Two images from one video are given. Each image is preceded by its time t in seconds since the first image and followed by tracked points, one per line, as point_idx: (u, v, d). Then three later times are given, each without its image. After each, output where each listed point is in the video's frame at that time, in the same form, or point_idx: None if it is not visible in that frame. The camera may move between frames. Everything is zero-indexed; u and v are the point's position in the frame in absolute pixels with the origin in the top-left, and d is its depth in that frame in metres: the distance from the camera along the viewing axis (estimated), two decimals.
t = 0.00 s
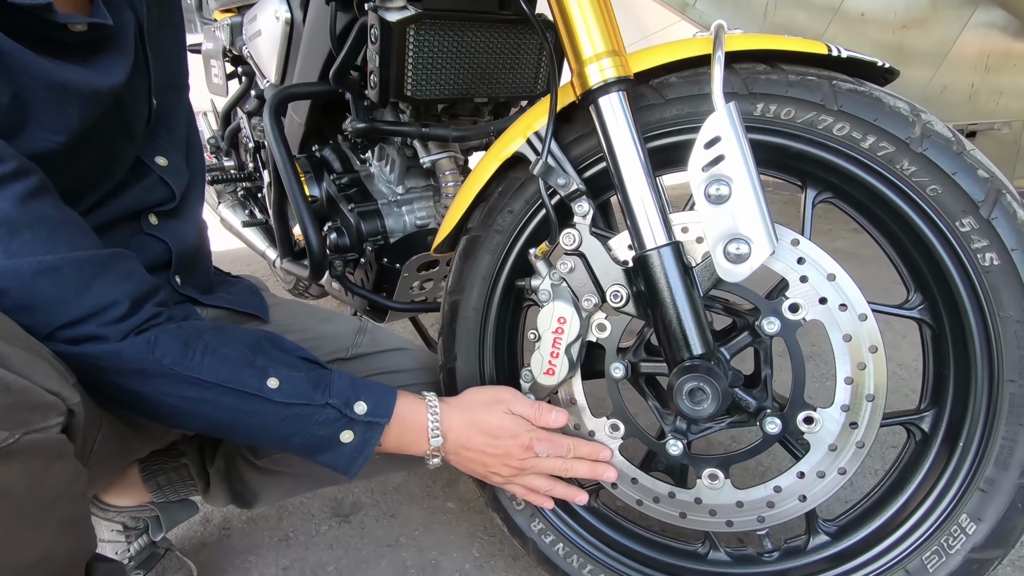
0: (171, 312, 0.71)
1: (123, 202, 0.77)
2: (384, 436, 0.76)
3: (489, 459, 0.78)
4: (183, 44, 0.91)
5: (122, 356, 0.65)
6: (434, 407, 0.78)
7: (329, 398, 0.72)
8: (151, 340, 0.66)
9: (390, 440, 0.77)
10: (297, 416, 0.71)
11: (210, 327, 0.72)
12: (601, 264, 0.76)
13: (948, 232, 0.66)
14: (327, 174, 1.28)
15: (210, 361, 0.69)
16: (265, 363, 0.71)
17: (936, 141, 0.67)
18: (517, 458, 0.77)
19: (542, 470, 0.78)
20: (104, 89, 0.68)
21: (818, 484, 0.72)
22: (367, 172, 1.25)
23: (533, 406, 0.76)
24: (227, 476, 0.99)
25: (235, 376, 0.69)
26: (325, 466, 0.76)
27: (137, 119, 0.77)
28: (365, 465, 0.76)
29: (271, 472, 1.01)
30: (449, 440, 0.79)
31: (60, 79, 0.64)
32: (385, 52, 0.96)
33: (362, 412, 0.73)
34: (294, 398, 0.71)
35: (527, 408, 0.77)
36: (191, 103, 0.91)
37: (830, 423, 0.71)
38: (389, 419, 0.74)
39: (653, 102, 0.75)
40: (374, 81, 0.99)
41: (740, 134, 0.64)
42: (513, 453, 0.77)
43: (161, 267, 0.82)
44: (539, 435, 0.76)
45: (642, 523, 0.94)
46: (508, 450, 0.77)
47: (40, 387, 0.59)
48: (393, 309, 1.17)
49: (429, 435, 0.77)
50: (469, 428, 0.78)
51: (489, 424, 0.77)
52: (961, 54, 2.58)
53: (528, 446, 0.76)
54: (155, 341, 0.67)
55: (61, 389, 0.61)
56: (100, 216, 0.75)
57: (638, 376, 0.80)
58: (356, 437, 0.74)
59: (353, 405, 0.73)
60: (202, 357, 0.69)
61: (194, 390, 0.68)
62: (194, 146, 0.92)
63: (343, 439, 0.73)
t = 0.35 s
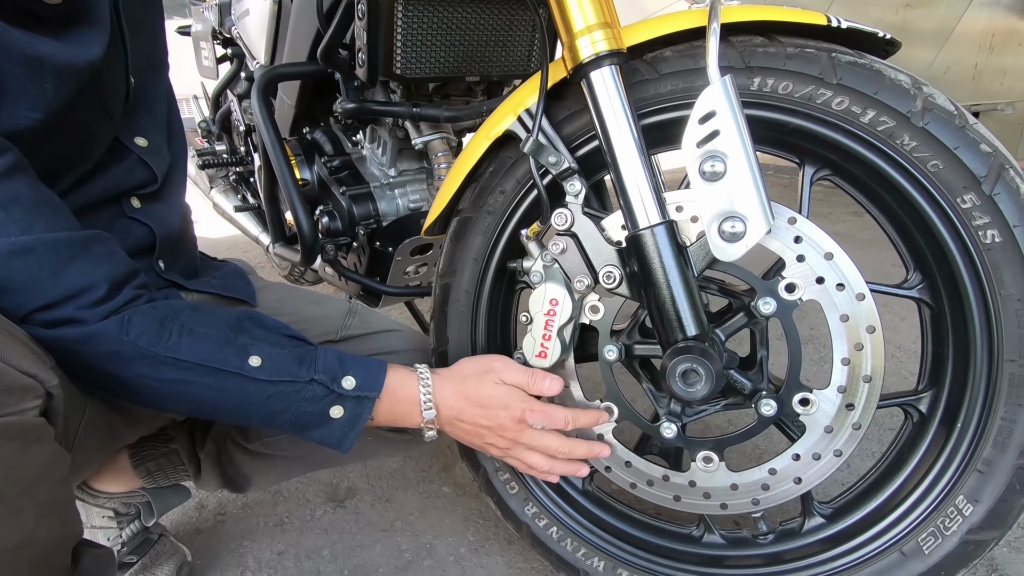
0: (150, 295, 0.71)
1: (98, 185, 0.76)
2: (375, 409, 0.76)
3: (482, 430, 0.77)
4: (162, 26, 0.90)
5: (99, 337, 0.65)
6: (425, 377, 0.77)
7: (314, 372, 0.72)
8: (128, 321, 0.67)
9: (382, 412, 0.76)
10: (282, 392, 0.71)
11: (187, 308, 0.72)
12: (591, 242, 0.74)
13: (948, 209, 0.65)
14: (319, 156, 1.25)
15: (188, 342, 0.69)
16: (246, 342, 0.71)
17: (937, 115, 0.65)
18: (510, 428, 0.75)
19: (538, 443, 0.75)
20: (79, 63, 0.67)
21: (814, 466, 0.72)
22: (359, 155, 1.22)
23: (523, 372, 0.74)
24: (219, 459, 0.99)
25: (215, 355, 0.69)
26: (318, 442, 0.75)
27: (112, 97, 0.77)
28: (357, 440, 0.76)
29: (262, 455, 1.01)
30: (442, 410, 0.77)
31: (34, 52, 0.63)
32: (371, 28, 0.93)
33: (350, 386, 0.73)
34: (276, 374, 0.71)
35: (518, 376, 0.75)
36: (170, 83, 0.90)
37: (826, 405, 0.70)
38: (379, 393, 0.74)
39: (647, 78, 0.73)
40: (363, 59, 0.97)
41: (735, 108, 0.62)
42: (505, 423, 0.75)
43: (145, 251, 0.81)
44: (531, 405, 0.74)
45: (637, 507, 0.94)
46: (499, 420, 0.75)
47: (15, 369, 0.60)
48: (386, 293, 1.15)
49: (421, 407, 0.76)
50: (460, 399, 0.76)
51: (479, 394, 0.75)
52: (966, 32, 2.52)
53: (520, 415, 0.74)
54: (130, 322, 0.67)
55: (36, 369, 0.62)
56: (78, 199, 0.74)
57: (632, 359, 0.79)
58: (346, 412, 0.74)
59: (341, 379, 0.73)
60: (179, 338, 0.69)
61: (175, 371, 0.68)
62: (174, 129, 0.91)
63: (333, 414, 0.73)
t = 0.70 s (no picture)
0: (138, 284, 0.71)
1: (89, 174, 0.76)
2: (371, 391, 0.75)
3: (480, 407, 0.76)
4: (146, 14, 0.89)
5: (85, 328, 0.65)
6: (421, 359, 0.77)
7: (307, 356, 0.71)
8: (113, 310, 0.66)
9: (379, 394, 0.76)
10: (275, 377, 0.71)
11: (174, 295, 0.71)
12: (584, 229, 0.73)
13: (944, 193, 0.64)
14: (311, 145, 1.24)
15: (177, 329, 0.68)
16: (237, 328, 0.71)
17: (933, 98, 0.64)
18: (507, 405, 0.75)
19: (536, 417, 0.75)
20: (60, 51, 0.66)
21: (807, 454, 0.71)
22: (352, 143, 1.21)
23: (517, 347, 0.73)
24: (213, 451, 0.99)
25: (206, 341, 0.69)
26: (315, 426, 0.75)
27: (96, 87, 0.76)
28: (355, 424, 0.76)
29: (255, 447, 1.01)
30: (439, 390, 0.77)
31: (12, 39, 0.62)
32: (359, 13, 0.93)
33: (345, 369, 0.73)
34: (269, 357, 0.70)
35: (511, 351, 0.73)
36: (156, 70, 0.89)
37: (819, 392, 0.69)
38: (374, 375, 0.73)
39: (640, 62, 0.72)
40: (352, 46, 0.97)
41: (727, 91, 0.61)
42: (502, 400, 0.74)
43: (135, 241, 0.81)
44: (525, 380, 0.73)
45: (632, 495, 0.93)
46: (496, 397, 0.74)
47: None
48: (381, 284, 1.14)
49: (418, 388, 0.76)
50: (456, 376, 0.76)
51: (474, 371, 0.74)
52: (969, 16, 2.47)
53: (516, 392, 0.73)
54: (115, 311, 0.66)
55: (20, 360, 0.62)
56: (64, 190, 0.74)
57: (625, 347, 0.78)
58: (342, 396, 0.73)
59: (334, 362, 0.72)
60: (168, 325, 0.68)
61: (166, 359, 0.68)
62: (163, 118, 0.90)
63: (329, 398, 0.73)
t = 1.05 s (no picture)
0: (129, 276, 0.70)
1: (80, 165, 0.75)
2: (367, 385, 0.75)
3: (482, 400, 0.76)
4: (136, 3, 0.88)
5: (77, 321, 0.64)
6: (418, 352, 0.76)
7: (302, 349, 0.71)
8: (104, 303, 0.66)
9: (375, 387, 0.76)
10: (270, 370, 0.71)
11: (166, 287, 0.70)
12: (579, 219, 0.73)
13: (937, 179, 0.63)
14: (305, 137, 1.23)
15: (168, 322, 0.68)
16: (229, 321, 0.70)
17: (928, 84, 0.63)
18: (510, 397, 0.74)
19: (538, 409, 0.75)
20: (47, 41, 0.65)
21: (801, 442, 0.71)
22: (346, 135, 1.20)
23: (520, 341, 0.73)
24: (209, 443, 0.98)
25: (196, 336, 0.68)
26: (312, 418, 0.75)
27: (86, 78, 0.75)
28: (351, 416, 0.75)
29: (251, 439, 1.01)
30: (438, 383, 0.76)
31: None
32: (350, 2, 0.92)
33: (340, 362, 0.72)
34: (262, 351, 0.70)
35: (514, 345, 0.73)
36: (148, 61, 0.88)
37: (813, 380, 0.69)
38: (369, 368, 0.73)
39: (633, 50, 0.71)
40: (343, 35, 0.96)
41: (720, 78, 0.60)
42: (505, 393, 0.74)
43: (127, 234, 0.80)
44: (531, 372, 0.73)
45: (628, 486, 0.93)
46: (500, 390, 0.74)
47: None
48: (377, 275, 1.12)
49: (415, 381, 0.76)
50: (458, 370, 0.75)
51: (476, 365, 0.74)
52: (969, 5, 2.45)
53: (523, 384, 0.73)
54: (106, 304, 0.66)
55: (11, 351, 0.61)
56: (54, 182, 0.73)
57: (619, 336, 0.78)
58: (338, 389, 0.73)
59: (329, 356, 0.72)
60: (159, 319, 0.68)
61: (158, 353, 0.68)
62: (155, 109, 0.90)
63: (324, 391, 0.73)
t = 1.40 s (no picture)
0: (129, 276, 0.70)
1: (79, 163, 0.76)
2: (366, 383, 0.75)
3: (478, 398, 0.76)
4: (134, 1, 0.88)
5: (77, 320, 0.65)
6: (416, 351, 0.77)
7: (301, 348, 0.71)
8: (104, 302, 0.66)
9: (374, 386, 0.76)
10: (269, 369, 0.71)
11: (166, 287, 0.71)
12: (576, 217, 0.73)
13: (933, 176, 0.64)
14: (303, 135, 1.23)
15: (169, 321, 0.68)
16: (229, 321, 0.71)
17: (924, 81, 0.63)
18: (507, 395, 0.75)
19: (535, 407, 0.75)
20: (47, 41, 0.65)
21: (798, 438, 0.72)
22: (344, 133, 1.20)
23: (517, 339, 0.73)
24: (210, 441, 0.99)
25: (197, 335, 0.69)
26: (312, 417, 0.75)
27: (85, 78, 0.76)
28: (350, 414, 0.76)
29: (252, 437, 1.01)
30: (435, 382, 0.77)
31: None
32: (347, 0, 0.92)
33: (339, 362, 0.73)
34: (262, 351, 0.70)
35: (511, 343, 0.73)
36: (145, 59, 0.88)
37: (810, 376, 0.70)
38: (368, 367, 0.73)
39: (629, 48, 0.72)
40: (341, 34, 0.96)
41: (717, 76, 0.61)
42: (502, 391, 0.74)
43: (127, 233, 0.81)
44: (527, 370, 0.73)
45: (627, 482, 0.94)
46: (496, 388, 0.74)
47: None
48: (375, 273, 1.12)
49: (414, 379, 0.76)
50: (455, 368, 0.76)
51: (473, 363, 0.74)
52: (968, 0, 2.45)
53: (518, 381, 0.73)
54: (107, 304, 0.66)
55: (13, 351, 0.62)
56: (54, 182, 0.74)
57: (616, 333, 0.78)
58: (337, 387, 0.73)
59: (329, 355, 0.72)
60: (159, 318, 0.68)
61: (158, 352, 0.68)
62: (153, 108, 0.90)
63: (323, 389, 0.73)
